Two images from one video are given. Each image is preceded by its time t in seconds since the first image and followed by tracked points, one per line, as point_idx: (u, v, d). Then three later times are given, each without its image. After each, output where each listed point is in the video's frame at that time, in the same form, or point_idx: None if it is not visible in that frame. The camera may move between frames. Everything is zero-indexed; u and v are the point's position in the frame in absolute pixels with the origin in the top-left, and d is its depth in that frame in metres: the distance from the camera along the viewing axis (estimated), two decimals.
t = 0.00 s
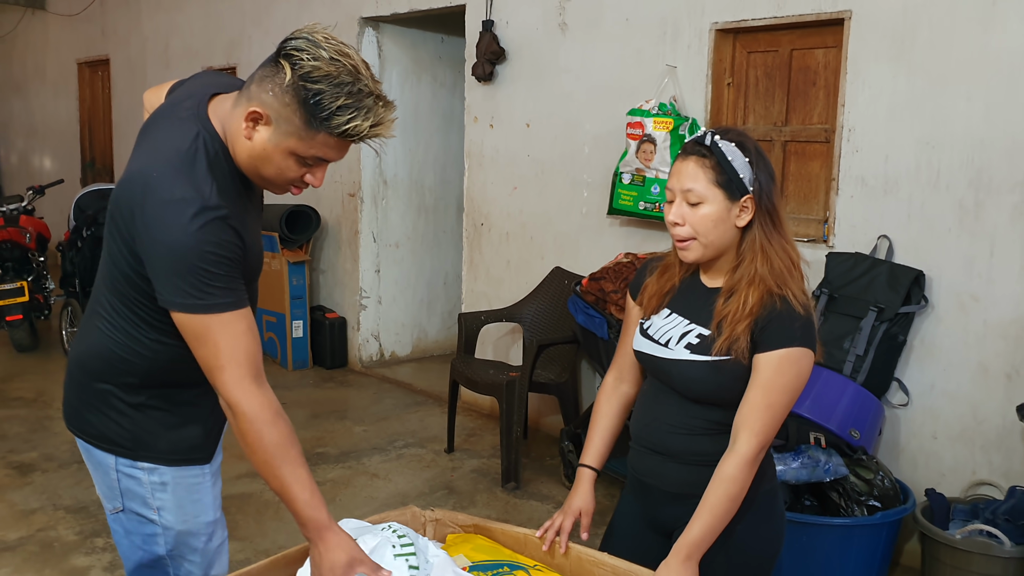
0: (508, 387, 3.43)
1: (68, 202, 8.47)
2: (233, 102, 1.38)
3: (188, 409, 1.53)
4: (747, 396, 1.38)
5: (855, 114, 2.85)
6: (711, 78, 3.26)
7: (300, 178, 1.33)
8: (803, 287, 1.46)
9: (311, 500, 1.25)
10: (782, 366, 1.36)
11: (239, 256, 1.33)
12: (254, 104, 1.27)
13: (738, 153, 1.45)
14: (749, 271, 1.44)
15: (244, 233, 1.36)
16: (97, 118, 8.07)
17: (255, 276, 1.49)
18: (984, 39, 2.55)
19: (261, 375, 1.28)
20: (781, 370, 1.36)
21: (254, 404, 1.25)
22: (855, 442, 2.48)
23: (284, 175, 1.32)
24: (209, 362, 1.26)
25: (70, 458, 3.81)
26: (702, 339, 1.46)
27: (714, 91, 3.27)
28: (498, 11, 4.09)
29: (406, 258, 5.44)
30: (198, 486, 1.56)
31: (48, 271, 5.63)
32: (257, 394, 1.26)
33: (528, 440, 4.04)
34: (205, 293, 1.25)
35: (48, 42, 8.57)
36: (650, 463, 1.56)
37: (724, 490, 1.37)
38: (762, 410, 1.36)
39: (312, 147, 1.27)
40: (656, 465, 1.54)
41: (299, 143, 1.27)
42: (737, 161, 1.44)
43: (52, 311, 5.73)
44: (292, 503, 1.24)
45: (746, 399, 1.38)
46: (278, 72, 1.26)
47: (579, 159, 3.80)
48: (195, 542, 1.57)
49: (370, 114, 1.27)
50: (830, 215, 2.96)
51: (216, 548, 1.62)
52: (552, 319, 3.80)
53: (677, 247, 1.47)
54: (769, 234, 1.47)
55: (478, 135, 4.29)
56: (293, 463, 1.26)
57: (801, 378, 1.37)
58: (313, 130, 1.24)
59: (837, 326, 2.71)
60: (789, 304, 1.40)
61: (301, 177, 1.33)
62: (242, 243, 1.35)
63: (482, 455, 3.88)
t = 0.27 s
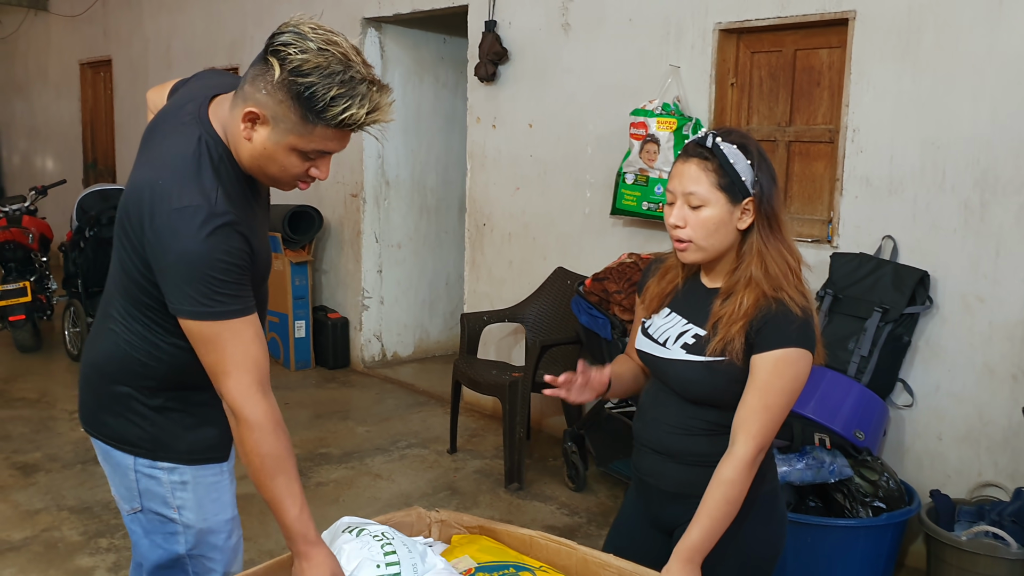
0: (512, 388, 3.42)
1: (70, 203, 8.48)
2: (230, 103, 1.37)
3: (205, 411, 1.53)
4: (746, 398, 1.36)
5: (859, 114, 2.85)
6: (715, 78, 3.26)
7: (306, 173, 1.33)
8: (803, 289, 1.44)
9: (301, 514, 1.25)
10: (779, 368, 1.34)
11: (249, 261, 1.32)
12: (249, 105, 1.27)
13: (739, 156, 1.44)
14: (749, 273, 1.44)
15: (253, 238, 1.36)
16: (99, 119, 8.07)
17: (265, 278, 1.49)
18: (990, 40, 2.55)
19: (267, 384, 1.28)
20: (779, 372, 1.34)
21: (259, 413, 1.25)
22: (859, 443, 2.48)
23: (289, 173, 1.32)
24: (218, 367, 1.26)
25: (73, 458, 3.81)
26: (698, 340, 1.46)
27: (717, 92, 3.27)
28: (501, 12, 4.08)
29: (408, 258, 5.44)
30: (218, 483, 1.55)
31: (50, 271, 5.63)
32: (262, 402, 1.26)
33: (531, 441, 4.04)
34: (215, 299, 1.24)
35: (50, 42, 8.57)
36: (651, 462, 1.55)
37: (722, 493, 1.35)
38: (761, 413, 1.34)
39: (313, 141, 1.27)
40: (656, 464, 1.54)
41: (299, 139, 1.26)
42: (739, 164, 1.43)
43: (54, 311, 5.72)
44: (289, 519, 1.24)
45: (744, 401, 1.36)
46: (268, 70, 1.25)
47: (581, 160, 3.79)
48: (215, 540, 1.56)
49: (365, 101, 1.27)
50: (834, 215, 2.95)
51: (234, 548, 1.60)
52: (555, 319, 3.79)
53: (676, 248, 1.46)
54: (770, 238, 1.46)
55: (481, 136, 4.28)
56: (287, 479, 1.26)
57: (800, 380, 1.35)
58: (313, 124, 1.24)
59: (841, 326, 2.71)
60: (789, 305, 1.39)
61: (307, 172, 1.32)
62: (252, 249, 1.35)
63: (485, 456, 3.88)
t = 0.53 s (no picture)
0: (512, 388, 3.42)
1: (70, 203, 8.48)
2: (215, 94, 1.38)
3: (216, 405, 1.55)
4: (747, 399, 1.37)
5: (860, 115, 2.85)
6: (716, 79, 3.26)
7: (295, 150, 1.31)
8: (803, 289, 1.45)
9: (272, 491, 1.26)
10: (780, 369, 1.34)
11: (233, 253, 1.33)
12: (227, 90, 1.27)
13: (740, 155, 1.45)
14: (750, 272, 1.44)
15: (241, 230, 1.37)
16: (99, 119, 8.07)
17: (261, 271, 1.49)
18: (992, 41, 2.55)
19: (231, 376, 1.28)
20: (780, 373, 1.34)
21: (223, 402, 1.25)
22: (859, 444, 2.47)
23: (279, 153, 1.31)
24: (180, 359, 1.27)
25: (74, 459, 3.81)
26: (700, 340, 1.47)
27: (719, 93, 3.28)
28: (502, 13, 4.09)
29: (409, 259, 5.44)
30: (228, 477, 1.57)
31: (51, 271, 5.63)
32: (228, 394, 1.26)
33: (532, 442, 4.04)
34: (194, 290, 1.25)
35: (50, 42, 8.57)
36: (652, 462, 1.56)
37: (724, 494, 1.36)
38: (763, 414, 1.35)
39: (293, 115, 1.26)
40: (657, 465, 1.54)
41: (279, 115, 1.26)
42: (739, 163, 1.44)
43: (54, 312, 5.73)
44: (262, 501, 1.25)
45: (745, 402, 1.37)
46: (238, 53, 1.26)
47: (583, 160, 3.80)
48: (223, 533, 1.58)
49: (337, 66, 1.26)
50: (835, 216, 2.96)
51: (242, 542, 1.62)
52: (556, 320, 3.79)
53: (678, 248, 1.47)
54: (771, 237, 1.46)
55: (482, 136, 4.29)
56: (257, 463, 1.26)
57: (800, 380, 1.36)
58: (291, 97, 1.24)
59: (842, 327, 2.71)
60: (792, 305, 1.40)
61: (296, 149, 1.31)
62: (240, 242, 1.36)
63: (486, 456, 3.88)
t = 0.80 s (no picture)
0: (513, 386, 3.42)
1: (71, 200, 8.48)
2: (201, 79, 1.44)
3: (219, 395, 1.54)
4: (749, 397, 1.37)
5: (863, 115, 2.85)
6: (719, 78, 3.26)
7: (284, 111, 1.37)
8: (806, 287, 1.45)
9: (243, 416, 1.35)
10: (783, 367, 1.35)
11: (215, 223, 1.37)
12: (207, 65, 1.34)
13: (745, 153, 1.45)
14: (754, 270, 1.44)
15: (231, 203, 1.40)
16: (101, 115, 8.07)
17: (265, 248, 1.52)
18: (995, 40, 2.55)
19: (187, 329, 1.36)
20: (783, 372, 1.35)
21: (174, 352, 1.33)
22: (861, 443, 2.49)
23: (268, 118, 1.37)
24: (137, 320, 1.35)
25: (74, 454, 3.81)
26: (704, 338, 1.46)
27: (721, 91, 3.27)
28: (505, 10, 4.09)
29: (410, 257, 5.44)
30: (227, 464, 1.57)
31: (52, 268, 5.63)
32: (182, 343, 1.35)
33: (532, 440, 4.04)
34: (166, 256, 1.31)
35: (52, 38, 8.57)
36: (653, 461, 1.55)
37: (726, 493, 1.36)
38: (766, 414, 1.35)
39: (274, 74, 1.32)
40: (658, 463, 1.54)
41: (260, 77, 1.32)
42: (744, 160, 1.44)
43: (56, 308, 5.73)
44: (237, 426, 1.34)
45: (748, 400, 1.37)
46: (211, 29, 1.33)
47: (585, 158, 3.80)
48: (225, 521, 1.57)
49: (302, 17, 1.33)
50: (837, 216, 2.96)
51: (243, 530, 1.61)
52: (557, 318, 3.79)
53: (684, 246, 1.46)
54: (776, 234, 1.46)
55: (484, 134, 4.28)
56: (222, 397, 1.35)
57: (803, 378, 1.36)
58: (267, 54, 1.30)
59: (843, 327, 2.71)
60: (795, 302, 1.40)
61: (284, 110, 1.37)
62: (226, 213, 1.40)
63: (486, 454, 3.88)
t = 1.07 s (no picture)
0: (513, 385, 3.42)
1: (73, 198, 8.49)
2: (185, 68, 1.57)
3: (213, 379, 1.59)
4: (748, 394, 1.37)
5: (864, 114, 2.85)
6: (720, 77, 3.26)
7: (258, 79, 1.51)
8: (805, 282, 1.44)
9: (196, 336, 1.41)
10: (781, 362, 1.34)
11: (183, 181, 1.47)
12: (188, 41, 1.49)
13: (746, 151, 1.45)
14: (753, 265, 1.44)
15: (199, 163, 1.51)
16: (102, 113, 8.07)
17: (250, 220, 1.59)
18: (996, 40, 2.54)
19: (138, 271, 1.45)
20: (781, 367, 1.34)
21: (124, 286, 1.42)
22: (861, 443, 2.48)
23: (245, 87, 1.50)
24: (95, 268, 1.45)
25: (75, 452, 3.81)
26: (701, 331, 1.46)
27: (722, 90, 3.27)
28: (506, 9, 4.08)
29: (411, 255, 5.44)
30: (221, 451, 1.61)
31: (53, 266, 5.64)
32: (135, 279, 1.43)
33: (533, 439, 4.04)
34: (129, 204, 1.42)
35: (54, 36, 8.56)
36: (652, 461, 1.55)
37: (727, 490, 1.37)
38: (765, 410, 1.35)
39: (246, 38, 1.47)
40: (657, 463, 1.54)
41: (235, 43, 1.47)
42: (745, 158, 1.44)
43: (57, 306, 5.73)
44: (191, 346, 1.40)
45: (747, 397, 1.38)
46: (192, 11, 1.48)
47: (586, 157, 3.79)
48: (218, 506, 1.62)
49: None
50: (838, 215, 2.95)
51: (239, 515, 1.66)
52: (558, 317, 3.79)
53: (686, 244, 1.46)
54: (777, 231, 1.46)
55: (485, 133, 4.28)
56: (173, 323, 1.41)
57: (802, 374, 1.36)
58: (238, 20, 1.46)
59: (844, 326, 2.71)
60: (793, 296, 1.40)
61: (258, 79, 1.51)
62: (199, 176, 1.50)
63: (487, 453, 3.88)
